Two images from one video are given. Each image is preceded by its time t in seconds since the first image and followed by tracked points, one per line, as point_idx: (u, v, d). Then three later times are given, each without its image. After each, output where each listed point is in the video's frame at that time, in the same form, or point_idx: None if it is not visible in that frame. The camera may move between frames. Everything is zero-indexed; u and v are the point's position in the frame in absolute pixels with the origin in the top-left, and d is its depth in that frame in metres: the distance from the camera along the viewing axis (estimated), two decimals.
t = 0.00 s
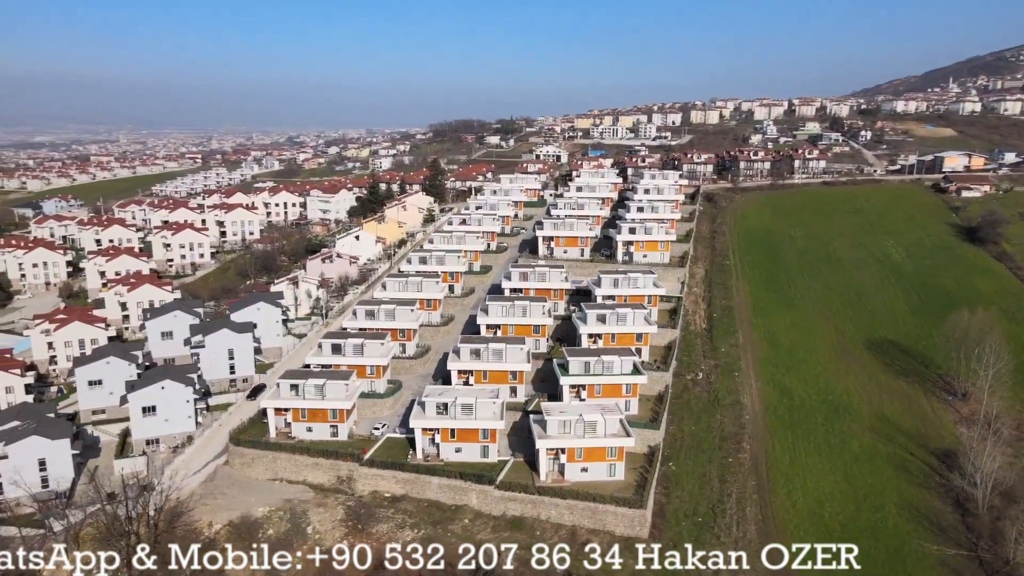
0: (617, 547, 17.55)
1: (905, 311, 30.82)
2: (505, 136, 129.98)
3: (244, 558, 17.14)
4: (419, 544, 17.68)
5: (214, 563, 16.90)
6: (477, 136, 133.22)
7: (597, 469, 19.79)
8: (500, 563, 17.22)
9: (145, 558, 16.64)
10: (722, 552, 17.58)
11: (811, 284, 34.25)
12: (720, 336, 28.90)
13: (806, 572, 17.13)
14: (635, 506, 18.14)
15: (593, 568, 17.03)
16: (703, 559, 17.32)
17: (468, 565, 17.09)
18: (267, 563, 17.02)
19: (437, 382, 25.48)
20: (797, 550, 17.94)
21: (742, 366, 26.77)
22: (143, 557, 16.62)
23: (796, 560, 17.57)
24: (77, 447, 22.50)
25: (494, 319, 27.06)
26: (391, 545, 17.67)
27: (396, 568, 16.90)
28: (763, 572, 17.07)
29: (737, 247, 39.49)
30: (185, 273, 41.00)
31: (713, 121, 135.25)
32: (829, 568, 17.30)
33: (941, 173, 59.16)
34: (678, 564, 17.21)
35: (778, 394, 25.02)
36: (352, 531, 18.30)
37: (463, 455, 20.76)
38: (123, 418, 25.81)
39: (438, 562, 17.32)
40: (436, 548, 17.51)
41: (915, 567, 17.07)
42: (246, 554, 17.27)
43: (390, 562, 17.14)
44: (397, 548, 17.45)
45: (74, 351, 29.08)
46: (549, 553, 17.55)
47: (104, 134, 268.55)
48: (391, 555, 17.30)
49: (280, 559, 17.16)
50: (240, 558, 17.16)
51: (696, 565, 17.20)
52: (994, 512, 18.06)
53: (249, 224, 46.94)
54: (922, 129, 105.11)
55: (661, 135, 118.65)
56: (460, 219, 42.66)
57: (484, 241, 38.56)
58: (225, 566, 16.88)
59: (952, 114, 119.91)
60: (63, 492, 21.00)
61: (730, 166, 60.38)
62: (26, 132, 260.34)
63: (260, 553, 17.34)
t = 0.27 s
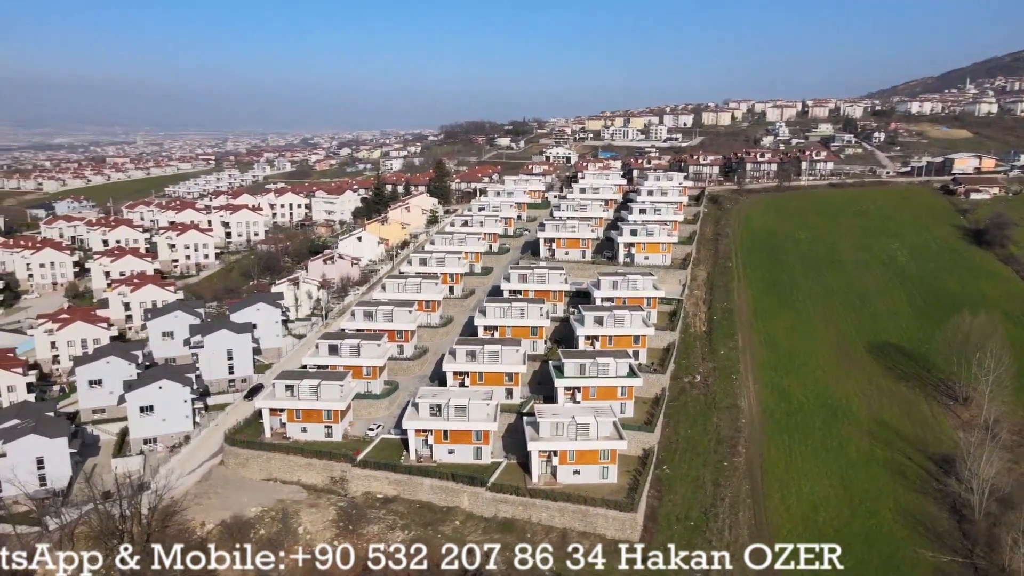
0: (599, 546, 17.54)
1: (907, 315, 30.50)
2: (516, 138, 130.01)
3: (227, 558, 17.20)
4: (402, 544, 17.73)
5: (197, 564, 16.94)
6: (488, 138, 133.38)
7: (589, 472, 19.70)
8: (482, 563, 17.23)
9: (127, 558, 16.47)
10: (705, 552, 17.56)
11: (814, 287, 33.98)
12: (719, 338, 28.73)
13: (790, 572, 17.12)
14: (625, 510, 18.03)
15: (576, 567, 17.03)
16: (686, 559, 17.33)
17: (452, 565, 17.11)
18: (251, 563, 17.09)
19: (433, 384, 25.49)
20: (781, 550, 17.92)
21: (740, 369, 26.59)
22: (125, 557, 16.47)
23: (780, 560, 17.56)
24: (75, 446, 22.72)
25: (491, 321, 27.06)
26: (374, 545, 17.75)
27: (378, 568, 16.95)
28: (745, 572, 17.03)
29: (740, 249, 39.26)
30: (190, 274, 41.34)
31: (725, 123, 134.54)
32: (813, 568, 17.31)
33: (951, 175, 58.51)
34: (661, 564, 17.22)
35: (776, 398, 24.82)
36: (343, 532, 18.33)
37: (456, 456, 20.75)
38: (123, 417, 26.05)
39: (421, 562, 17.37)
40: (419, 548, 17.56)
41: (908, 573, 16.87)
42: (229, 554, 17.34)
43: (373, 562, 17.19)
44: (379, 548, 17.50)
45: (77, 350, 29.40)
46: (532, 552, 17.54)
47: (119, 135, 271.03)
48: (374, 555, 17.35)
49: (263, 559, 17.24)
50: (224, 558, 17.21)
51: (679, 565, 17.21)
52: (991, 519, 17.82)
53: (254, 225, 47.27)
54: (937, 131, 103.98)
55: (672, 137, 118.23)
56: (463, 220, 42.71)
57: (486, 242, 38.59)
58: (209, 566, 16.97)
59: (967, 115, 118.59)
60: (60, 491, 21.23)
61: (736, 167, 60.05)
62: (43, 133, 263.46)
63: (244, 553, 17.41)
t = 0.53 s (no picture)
0: (582, 546, 17.55)
1: (910, 318, 30.17)
2: (527, 138, 129.98)
3: (210, 558, 17.20)
4: (386, 544, 17.75)
5: (180, 564, 16.89)
6: (498, 139, 133.53)
7: (581, 474, 19.61)
8: (465, 562, 17.22)
9: (110, 558, 16.63)
10: (688, 552, 17.53)
11: (817, 289, 33.68)
12: (719, 340, 28.54)
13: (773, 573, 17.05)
14: (616, 512, 17.94)
15: (558, 568, 17.04)
16: (669, 560, 17.30)
17: (435, 565, 17.07)
18: (233, 563, 17.11)
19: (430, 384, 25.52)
20: (763, 550, 17.86)
21: (739, 371, 26.39)
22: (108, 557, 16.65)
23: (762, 560, 17.51)
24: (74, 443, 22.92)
25: (488, 322, 27.04)
26: (358, 545, 17.75)
27: (360, 568, 16.99)
28: (727, 572, 16.97)
29: (743, 250, 38.98)
30: (194, 274, 41.67)
31: (737, 124, 133.76)
32: (795, 569, 17.29)
33: (962, 176, 57.83)
34: (643, 564, 17.21)
35: (774, 400, 24.63)
36: (335, 532, 18.37)
37: (450, 457, 20.74)
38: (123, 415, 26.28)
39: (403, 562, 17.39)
40: (402, 549, 17.58)
41: None
42: (212, 554, 17.37)
43: (355, 562, 17.22)
44: (363, 549, 17.50)
45: (79, 349, 29.71)
46: (515, 553, 17.52)
47: (135, 136, 273.27)
48: (357, 555, 17.39)
49: (246, 559, 17.26)
50: (207, 558, 17.21)
51: (662, 565, 17.18)
52: (987, 525, 17.57)
53: (259, 226, 47.55)
54: (951, 132, 102.82)
55: (682, 138, 117.78)
56: (466, 221, 42.74)
57: (488, 243, 38.60)
58: (191, 566, 16.90)
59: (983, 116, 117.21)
60: (57, 488, 21.41)
61: (743, 168, 59.69)
62: (59, 135, 266.41)
63: (227, 554, 17.45)
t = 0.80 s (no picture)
0: (564, 546, 17.54)
1: (913, 320, 29.85)
2: (537, 139, 129.84)
3: (193, 558, 17.31)
4: (368, 544, 17.79)
5: (161, 564, 17.01)
6: (507, 139, 133.56)
7: (573, 475, 19.53)
8: (448, 562, 17.23)
9: (92, 559, 17.17)
10: (672, 553, 17.49)
11: (819, 290, 33.40)
12: (718, 342, 28.36)
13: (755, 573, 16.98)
14: (607, 515, 17.86)
15: (541, 568, 17.02)
16: (651, 560, 17.24)
17: (417, 565, 17.09)
18: (216, 563, 17.23)
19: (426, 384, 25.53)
20: (745, 550, 17.78)
21: (737, 373, 26.21)
22: (89, 557, 17.19)
23: (745, 560, 17.42)
24: (73, 441, 23.14)
25: (486, 323, 27.01)
26: (338, 546, 17.78)
27: (343, 568, 17.03)
28: (710, 573, 16.88)
29: (747, 251, 38.72)
30: (199, 273, 41.98)
31: (749, 124, 132.85)
32: (777, 568, 17.23)
33: (973, 176, 57.14)
34: (625, 564, 17.18)
35: (772, 403, 24.43)
36: (325, 532, 18.40)
37: (442, 458, 20.73)
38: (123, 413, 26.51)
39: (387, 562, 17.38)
40: (384, 548, 17.59)
41: None
42: (193, 554, 17.46)
43: (338, 562, 17.25)
44: (345, 548, 17.54)
45: (82, 348, 30.02)
46: (497, 553, 17.50)
47: (150, 137, 275.84)
48: (339, 555, 17.41)
49: (228, 559, 17.36)
50: (189, 558, 17.31)
51: (644, 566, 17.12)
52: (983, 530, 17.33)
53: (263, 226, 47.83)
54: (966, 132, 101.60)
55: (693, 138, 117.26)
56: (469, 221, 42.74)
57: (489, 244, 38.60)
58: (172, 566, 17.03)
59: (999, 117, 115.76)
60: (55, 485, 21.62)
61: (749, 169, 59.29)
62: (76, 136, 269.32)
63: (209, 553, 17.57)
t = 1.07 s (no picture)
0: (546, 546, 17.53)
1: (916, 322, 29.52)
2: (548, 139, 129.69)
3: (176, 559, 17.24)
4: (350, 545, 17.85)
5: (143, 564, 17.04)
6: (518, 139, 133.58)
7: (565, 476, 19.44)
8: (431, 561, 17.25)
9: (75, 559, 17.04)
10: (655, 553, 17.44)
11: (822, 292, 33.12)
12: (717, 344, 28.19)
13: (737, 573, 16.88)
14: (597, 516, 17.78)
15: (523, 567, 17.01)
16: (634, 560, 17.20)
17: (399, 565, 17.09)
18: (199, 563, 17.14)
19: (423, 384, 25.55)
20: (728, 550, 17.71)
21: (736, 375, 26.04)
22: (71, 558, 17.12)
23: (727, 560, 17.32)
24: (72, 439, 23.38)
25: (483, 323, 26.98)
26: (321, 546, 17.81)
27: (327, 568, 17.05)
28: (692, 572, 16.81)
29: (750, 252, 38.46)
30: (204, 272, 42.29)
31: (762, 124, 131.93)
32: (759, 568, 17.16)
33: (985, 176, 56.39)
34: (607, 564, 17.16)
35: (770, 405, 24.25)
36: (316, 531, 18.45)
37: (436, 458, 20.73)
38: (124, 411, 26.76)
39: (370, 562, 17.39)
40: (367, 548, 17.63)
41: None
42: (177, 554, 17.41)
43: (321, 562, 17.26)
44: (327, 549, 17.59)
45: (85, 346, 30.35)
46: (480, 553, 17.51)
47: (171, 138, 277.97)
48: (322, 555, 17.43)
49: (212, 559, 17.29)
50: (172, 558, 17.26)
51: (626, 566, 17.10)
52: (979, 535, 17.10)
53: (268, 225, 48.09)
54: (982, 133, 100.34)
55: (704, 138, 116.69)
56: (472, 221, 42.75)
57: (491, 244, 38.59)
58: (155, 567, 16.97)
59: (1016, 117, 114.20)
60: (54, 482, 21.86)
61: (756, 169, 58.90)
62: (93, 135, 272.13)
63: (193, 553, 17.52)
